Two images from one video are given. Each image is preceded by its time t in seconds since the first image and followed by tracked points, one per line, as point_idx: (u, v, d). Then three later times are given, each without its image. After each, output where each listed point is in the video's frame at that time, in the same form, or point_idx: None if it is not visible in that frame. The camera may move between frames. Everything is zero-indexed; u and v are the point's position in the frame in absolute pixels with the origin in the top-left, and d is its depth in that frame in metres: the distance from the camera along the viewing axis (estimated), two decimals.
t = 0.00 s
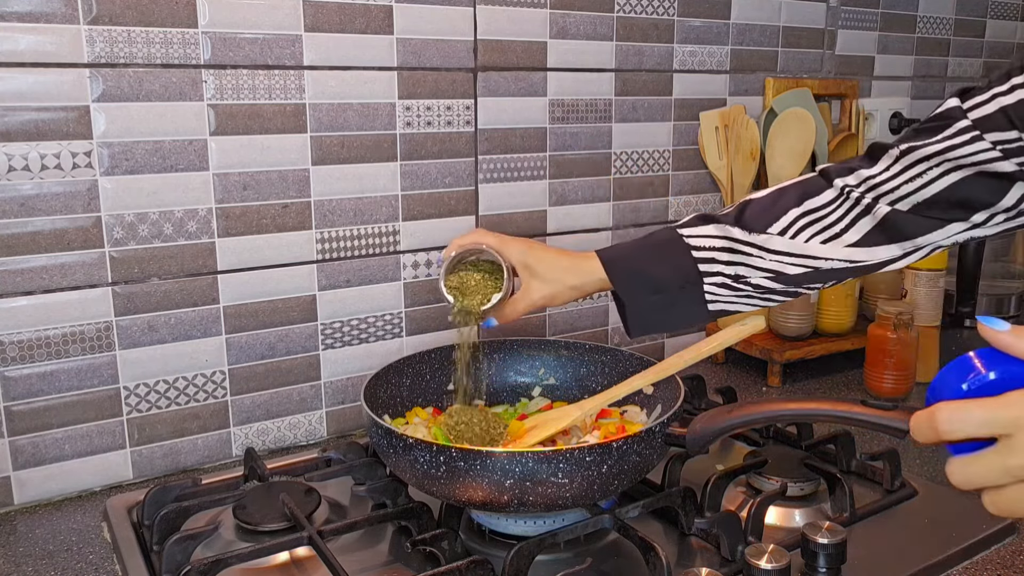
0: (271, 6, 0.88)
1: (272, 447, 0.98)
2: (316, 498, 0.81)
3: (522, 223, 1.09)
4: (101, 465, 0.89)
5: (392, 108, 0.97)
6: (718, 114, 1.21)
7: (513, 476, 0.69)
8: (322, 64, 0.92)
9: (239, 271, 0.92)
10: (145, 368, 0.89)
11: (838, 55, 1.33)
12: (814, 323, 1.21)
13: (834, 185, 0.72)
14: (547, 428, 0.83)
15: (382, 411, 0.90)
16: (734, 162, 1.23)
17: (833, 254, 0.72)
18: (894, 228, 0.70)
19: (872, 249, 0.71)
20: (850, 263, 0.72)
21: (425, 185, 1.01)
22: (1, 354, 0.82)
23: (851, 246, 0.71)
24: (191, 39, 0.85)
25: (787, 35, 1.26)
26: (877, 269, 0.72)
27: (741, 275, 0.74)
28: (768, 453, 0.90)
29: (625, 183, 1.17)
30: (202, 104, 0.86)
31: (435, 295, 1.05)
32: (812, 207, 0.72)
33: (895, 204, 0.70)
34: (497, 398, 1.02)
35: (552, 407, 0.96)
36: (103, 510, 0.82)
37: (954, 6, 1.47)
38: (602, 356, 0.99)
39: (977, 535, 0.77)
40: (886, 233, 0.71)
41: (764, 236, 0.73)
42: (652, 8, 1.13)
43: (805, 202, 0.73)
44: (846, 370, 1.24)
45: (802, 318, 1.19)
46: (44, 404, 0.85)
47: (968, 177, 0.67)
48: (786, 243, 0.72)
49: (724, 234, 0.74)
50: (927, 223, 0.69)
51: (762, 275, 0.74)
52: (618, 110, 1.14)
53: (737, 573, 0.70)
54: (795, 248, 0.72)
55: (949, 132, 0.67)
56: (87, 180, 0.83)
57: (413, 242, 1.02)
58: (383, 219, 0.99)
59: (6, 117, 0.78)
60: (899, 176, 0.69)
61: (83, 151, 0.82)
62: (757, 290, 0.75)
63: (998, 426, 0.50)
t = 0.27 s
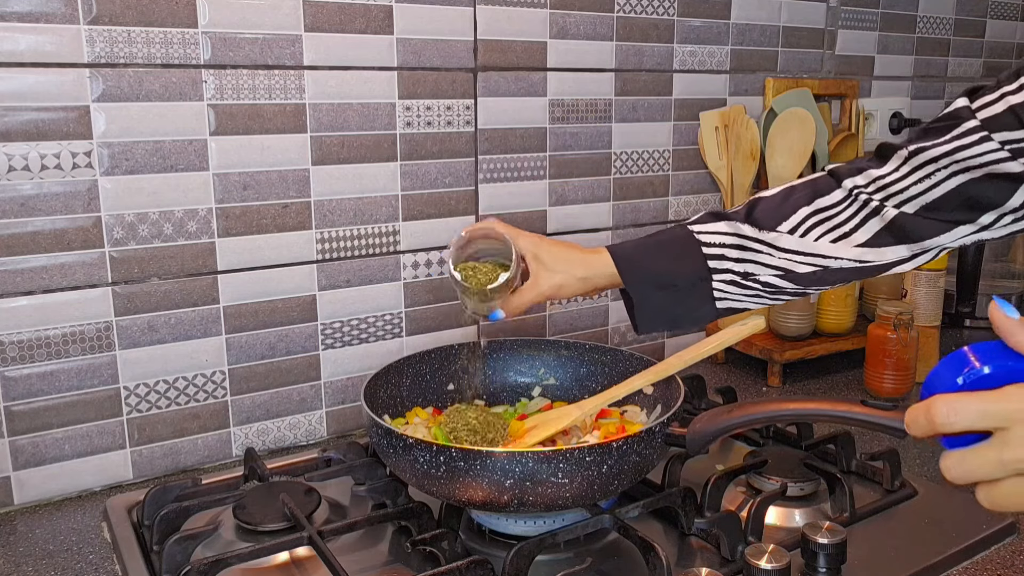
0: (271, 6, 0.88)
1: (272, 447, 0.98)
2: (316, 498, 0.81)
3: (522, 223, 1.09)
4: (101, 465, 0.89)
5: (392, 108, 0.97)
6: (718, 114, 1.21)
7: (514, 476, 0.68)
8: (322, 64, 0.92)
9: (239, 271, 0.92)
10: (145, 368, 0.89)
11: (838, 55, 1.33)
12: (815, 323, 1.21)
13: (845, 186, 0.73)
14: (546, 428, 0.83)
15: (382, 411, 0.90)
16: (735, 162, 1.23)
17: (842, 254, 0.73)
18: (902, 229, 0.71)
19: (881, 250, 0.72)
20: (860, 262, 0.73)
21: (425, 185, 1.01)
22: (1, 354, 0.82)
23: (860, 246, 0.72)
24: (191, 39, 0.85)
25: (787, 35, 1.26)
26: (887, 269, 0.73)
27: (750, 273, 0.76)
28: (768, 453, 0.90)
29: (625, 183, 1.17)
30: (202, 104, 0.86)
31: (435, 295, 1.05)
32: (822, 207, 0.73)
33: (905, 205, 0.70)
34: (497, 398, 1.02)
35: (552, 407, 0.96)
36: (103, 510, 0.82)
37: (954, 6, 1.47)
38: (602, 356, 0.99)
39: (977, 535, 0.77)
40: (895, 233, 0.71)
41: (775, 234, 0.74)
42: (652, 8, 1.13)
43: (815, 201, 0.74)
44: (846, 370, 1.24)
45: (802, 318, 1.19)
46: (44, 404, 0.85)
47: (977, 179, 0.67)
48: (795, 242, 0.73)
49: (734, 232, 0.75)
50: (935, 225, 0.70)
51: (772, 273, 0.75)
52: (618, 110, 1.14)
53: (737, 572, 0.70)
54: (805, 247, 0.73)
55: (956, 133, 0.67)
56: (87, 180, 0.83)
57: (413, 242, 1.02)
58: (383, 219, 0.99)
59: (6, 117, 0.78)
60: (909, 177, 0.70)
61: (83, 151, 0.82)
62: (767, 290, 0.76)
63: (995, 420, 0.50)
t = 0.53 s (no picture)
0: (271, 6, 0.88)
1: (272, 447, 0.98)
2: (316, 498, 0.81)
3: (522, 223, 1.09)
4: (101, 465, 0.89)
5: (392, 108, 0.97)
6: (718, 114, 1.21)
7: (514, 476, 0.68)
8: (322, 64, 0.92)
9: (239, 271, 0.92)
10: (145, 368, 0.89)
11: (837, 55, 1.33)
12: (814, 323, 1.21)
13: (874, 181, 0.74)
14: (546, 428, 0.83)
15: (382, 411, 0.90)
16: (735, 162, 1.23)
17: (868, 247, 0.74)
18: (929, 227, 0.72)
19: (907, 246, 0.73)
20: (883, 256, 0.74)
21: (425, 185, 1.01)
22: (1, 354, 0.82)
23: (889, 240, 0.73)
24: (191, 39, 0.85)
25: (787, 35, 1.26)
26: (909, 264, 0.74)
27: (777, 259, 0.75)
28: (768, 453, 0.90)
29: (625, 183, 1.17)
30: (202, 104, 0.86)
31: (435, 295, 1.05)
32: (855, 198, 0.74)
33: (932, 200, 0.72)
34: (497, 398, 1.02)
35: (552, 407, 0.96)
36: (103, 510, 0.82)
37: (954, 6, 1.47)
38: (602, 356, 0.99)
39: (977, 534, 0.77)
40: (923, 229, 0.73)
41: (805, 223, 0.74)
42: (652, 8, 1.13)
43: (848, 192, 0.74)
44: (846, 369, 1.24)
45: (802, 318, 1.19)
46: (44, 404, 0.85)
47: (1006, 177, 0.69)
48: (827, 233, 0.74)
49: (767, 218, 0.75)
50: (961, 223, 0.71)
51: (799, 261, 0.75)
52: (618, 110, 1.14)
53: (737, 572, 0.70)
54: (835, 239, 0.74)
55: (983, 130, 0.68)
56: (87, 180, 0.83)
57: (413, 242, 1.02)
58: (383, 219, 0.99)
59: (6, 117, 0.78)
60: (938, 172, 0.71)
61: (83, 151, 0.82)
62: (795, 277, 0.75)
63: (960, 346, 0.48)
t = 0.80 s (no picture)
0: (271, 6, 0.88)
1: (272, 447, 0.98)
2: (316, 498, 0.81)
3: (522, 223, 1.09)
4: (101, 465, 0.89)
5: (392, 108, 0.97)
6: (718, 114, 1.21)
7: (513, 476, 0.69)
8: (322, 64, 0.92)
9: (239, 271, 0.92)
10: (145, 368, 0.89)
11: (837, 55, 1.33)
12: (814, 323, 1.21)
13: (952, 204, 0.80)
14: (546, 428, 0.83)
15: (382, 411, 0.90)
16: (735, 162, 1.23)
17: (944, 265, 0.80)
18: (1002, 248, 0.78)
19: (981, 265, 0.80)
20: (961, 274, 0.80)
21: (425, 185, 1.01)
22: (1, 354, 0.82)
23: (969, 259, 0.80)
24: (191, 39, 0.85)
25: (787, 35, 1.26)
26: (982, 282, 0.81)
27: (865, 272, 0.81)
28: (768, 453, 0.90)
29: (625, 182, 1.17)
30: (202, 104, 0.86)
31: (435, 295, 1.05)
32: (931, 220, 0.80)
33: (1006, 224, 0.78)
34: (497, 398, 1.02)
35: (552, 407, 0.96)
36: (103, 510, 0.82)
37: (954, 6, 1.47)
38: (602, 355, 0.99)
39: (977, 535, 0.77)
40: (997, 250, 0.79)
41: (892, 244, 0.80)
42: (652, 8, 1.13)
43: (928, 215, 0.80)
44: (846, 370, 1.24)
45: (802, 318, 1.19)
46: (44, 404, 0.85)
47: None
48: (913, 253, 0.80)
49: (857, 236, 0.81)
50: None
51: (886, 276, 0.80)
52: (618, 110, 1.14)
53: (737, 573, 0.70)
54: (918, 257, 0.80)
55: None
56: (87, 180, 0.83)
57: (413, 242, 1.02)
58: (383, 219, 0.99)
59: (6, 117, 0.78)
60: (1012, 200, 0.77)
61: (83, 151, 0.82)
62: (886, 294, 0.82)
63: (817, 127, 0.57)
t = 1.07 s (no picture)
0: (271, 6, 0.88)
1: (272, 447, 0.98)
2: (316, 498, 0.81)
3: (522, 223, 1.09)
4: (101, 465, 0.89)
5: (392, 108, 0.97)
6: (718, 114, 1.21)
7: (513, 476, 0.69)
8: (322, 64, 0.92)
9: (239, 271, 0.92)
10: (145, 368, 0.89)
11: (838, 55, 1.33)
12: (814, 323, 1.21)
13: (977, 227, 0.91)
14: (546, 428, 0.83)
15: (382, 411, 0.90)
16: (735, 162, 1.23)
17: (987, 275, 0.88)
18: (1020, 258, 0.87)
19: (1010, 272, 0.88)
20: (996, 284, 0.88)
21: (425, 185, 1.01)
22: (1, 354, 0.82)
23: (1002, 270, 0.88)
24: (191, 39, 0.85)
25: (787, 35, 1.26)
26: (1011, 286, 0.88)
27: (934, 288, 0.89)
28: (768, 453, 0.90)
29: (625, 182, 1.17)
30: (202, 104, 0.86)
31: (435, 295, 1.05)
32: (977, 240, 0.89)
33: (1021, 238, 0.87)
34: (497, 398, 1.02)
35: (552, 407, 0.96)
36: (103, 510, 0.82)
37: (954, 6, 1.47)
38: (602, 355, 0.99)
39: (977, 535, 0.77)
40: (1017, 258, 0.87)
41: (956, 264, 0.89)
42: (652, 8, 1.13)
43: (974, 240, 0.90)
44: (846, 370, 1.24)
45: (802, 318, 1.19)
46: (44, 404, 0.85)
47: None
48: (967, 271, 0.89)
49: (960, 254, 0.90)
50: None
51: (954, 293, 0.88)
52: (618, 110, 1.14)
53: (737, 572, 0.70)
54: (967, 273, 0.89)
55: None
56: (87, 180, 0.83)
57: (413, 242, 1.02)
58: (383, 219, 0.99)
59: (6, 117, 0.78)
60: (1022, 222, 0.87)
61: (83, 151, 0.82)
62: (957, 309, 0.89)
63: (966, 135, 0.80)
